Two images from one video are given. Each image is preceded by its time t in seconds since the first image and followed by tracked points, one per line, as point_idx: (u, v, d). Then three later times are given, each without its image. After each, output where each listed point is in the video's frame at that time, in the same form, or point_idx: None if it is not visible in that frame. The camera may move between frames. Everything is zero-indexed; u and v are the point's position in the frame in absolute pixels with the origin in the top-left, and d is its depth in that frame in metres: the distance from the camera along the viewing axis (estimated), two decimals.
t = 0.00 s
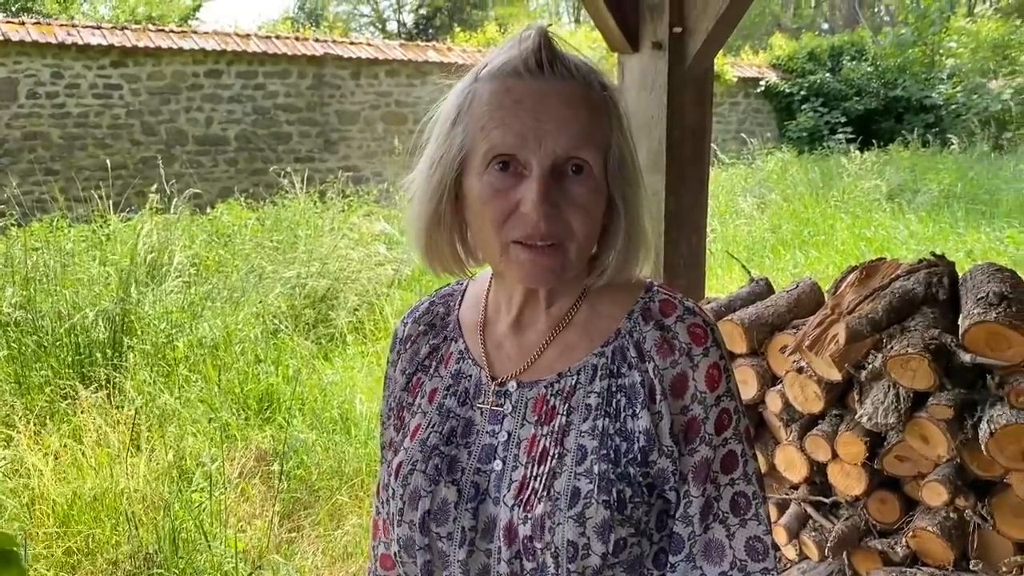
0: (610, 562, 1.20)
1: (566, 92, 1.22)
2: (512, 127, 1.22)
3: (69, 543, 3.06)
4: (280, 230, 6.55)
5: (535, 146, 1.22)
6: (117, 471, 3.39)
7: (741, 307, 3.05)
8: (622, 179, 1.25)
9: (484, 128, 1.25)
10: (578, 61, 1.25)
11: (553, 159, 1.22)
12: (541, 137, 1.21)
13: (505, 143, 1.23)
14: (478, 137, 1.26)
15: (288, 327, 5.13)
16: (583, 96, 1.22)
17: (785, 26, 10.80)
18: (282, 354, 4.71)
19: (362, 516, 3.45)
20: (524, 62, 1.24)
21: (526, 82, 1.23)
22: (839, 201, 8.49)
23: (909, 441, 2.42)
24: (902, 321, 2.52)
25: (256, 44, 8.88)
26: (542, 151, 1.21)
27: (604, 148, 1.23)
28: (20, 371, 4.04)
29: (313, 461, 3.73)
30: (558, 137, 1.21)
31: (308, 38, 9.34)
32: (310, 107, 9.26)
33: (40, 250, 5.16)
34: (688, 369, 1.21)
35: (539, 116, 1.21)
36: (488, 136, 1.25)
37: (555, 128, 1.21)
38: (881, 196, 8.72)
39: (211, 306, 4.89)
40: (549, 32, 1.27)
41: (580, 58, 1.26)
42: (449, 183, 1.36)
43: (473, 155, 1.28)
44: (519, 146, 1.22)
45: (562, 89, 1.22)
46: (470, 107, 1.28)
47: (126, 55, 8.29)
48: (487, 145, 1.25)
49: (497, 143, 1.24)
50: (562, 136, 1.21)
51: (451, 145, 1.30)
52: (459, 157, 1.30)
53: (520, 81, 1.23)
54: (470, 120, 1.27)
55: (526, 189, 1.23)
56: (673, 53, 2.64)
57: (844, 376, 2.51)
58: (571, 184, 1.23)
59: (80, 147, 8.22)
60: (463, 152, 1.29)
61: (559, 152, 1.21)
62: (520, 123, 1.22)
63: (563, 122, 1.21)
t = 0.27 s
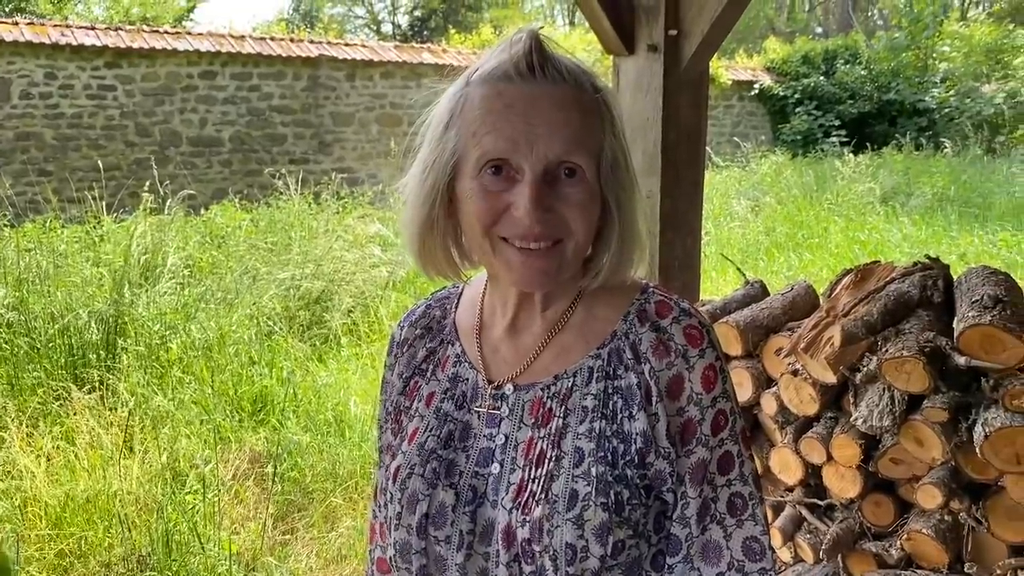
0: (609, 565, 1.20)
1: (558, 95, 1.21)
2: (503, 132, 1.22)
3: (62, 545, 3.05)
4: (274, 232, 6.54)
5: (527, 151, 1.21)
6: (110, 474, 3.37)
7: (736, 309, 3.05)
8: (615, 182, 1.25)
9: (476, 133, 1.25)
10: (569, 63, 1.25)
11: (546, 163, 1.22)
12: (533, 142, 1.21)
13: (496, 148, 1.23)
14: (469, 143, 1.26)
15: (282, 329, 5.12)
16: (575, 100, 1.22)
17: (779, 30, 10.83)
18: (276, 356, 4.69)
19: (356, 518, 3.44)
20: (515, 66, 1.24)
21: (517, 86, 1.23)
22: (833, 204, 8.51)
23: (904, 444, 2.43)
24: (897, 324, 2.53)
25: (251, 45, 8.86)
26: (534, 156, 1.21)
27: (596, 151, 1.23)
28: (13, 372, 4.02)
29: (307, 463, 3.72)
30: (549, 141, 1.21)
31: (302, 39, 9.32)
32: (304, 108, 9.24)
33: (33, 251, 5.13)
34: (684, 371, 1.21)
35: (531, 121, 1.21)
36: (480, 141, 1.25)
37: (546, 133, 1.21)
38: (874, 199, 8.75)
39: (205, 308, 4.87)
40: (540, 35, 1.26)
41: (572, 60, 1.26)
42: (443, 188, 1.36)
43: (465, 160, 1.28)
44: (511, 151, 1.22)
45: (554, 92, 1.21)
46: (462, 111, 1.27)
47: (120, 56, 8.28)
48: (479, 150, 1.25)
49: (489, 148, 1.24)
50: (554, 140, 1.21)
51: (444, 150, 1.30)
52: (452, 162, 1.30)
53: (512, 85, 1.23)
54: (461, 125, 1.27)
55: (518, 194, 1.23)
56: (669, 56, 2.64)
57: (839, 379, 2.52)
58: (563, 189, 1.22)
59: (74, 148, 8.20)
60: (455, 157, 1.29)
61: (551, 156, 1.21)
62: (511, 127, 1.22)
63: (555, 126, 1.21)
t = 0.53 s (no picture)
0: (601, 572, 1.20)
1: (548, 101, 1.21)
2: (493, 139, 1.22)
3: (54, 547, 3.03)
4: (269, 233, 6.52)
5: (516, 158, 1.21)
6: (102, 476, 3.36)
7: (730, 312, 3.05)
8: (605, 188, 1.24)
9: (466, 139, 1.25)
10: (560, 68, 1.24)
11: (536, 170, 1.21)
12: (523, 150, 1.21)
13: (485, 155, 1.23)
14: (459, 148, 1.26)
15: (276, 330, 5.11)
16: (565, 106, 1.21)
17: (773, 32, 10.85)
18: (269, 358, 4.68)
19: (349, 520, 3.43)
20: (505, 71, 1.23)
21: (507, 91, 1.22)
22: (827, 206, 8.53)
23: (898, 448, 2.43)
24: (892, 327, 2.53)
25: (245, 46, 8.85)
26: (524, 162, 1.21)
27: (587, 157, 1.22)
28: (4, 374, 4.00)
29: (300, 465, 3.71)
30: (539, 148, 1.20)
31: (297, 40, 9.31)
32: (299, 109, 9.22)
33: (25, 252, 5.11)
34: (677, 377, 1.20)
35: (520, 128, 1.20)
36: (470, 148, 1.24)
37: (535, 141, 1.20)
38: (868, 201, 8.76)
39: (198, 310, 4.86)
40: (530, 39, 1.25)
41: (562, 65, 1.25)
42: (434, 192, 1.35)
43: (456, 166, 1.27)
44: (500, 158, 1.22)
45: (544, 97, 1.21)
46: (452, 116, 1.27)
47: (114, 56, 8.25)
48: (470, 157, 1.25)
49: (478, 155, 1.23)
50: (544, 147, 1.20)
51: (433, 156, 1.30)
52: (442, 168, 1.30)
53: (501, 90, 1.22)
54: (451, 131, 1.27)
55: (509, 201, 1.22)
56: (663, 59, 2.64)
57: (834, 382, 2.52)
58: (553, 196, 1.22)
59: (68, 148, 8.18)
60: (446, 162, 1.29)
61: (541, 163, 1.21)
62: (500, 134, 1.21)
63: (544, 133, 1.20)
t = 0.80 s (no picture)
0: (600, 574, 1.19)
1: (545, 100, 1.20)
2: (490, 139, 1.21)
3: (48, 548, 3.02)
4: (265, 233, 6.51)
5: (513, 158, 1.21)
6: (97, 477, 3.34)
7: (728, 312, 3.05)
8: (602, 188, 1.24)
9: (463, 140, 1.24)
10: (557, 67, 1.23)
11: (533, 170, 1.21)
12: (520, 150, 1.20)
13: (481, 155, 1.22)
14: (455, 149, 1.25)
15: (272, 331, 5.09)
16: (561, 106, 1.20)
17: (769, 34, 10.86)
18: (265, 359, 4.67)
19: (345, 521, 3.42)
20: (501, 70, 1.23)
21: (503, 91, 1.21)
22: (823, 208, 8.54)
23: (896, 449, 2.43)
24: (889, 328, 2.52)
25: (242, 46, 8.83)
26: (521, 163, 1.20)
27: (584, 157, 1.22)
28: None
29: (296, 465, 3.70)
30: (537, 148, 1.20)
31: (294, 40, 9.30)
32: (295, 109, 9.20)
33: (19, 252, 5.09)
34: (676, 377, 1.20)
35: (516, 128, 1.20)
36: (466, 148, 1.24)
37: (532, 141, 1.20)
38: (865, 203, 8.77)
39: (194, 310, 4.84)
40: (526, 38, 1.25)
41: (558, 64, 1.24)
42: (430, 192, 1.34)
43: (452, 166, 1.26)
44: (497, 158, 1.21)
45: (540, 97, 1.20)
46: (448, 116, 1.26)
47: (110, 56, 8.24)
48: (466, 157, 1.24)
49: (475, 154, 1.23)
50: (540, 147, 1.20)
51: (430, 156, 1.29)
52: (438, 167, 1.29)
53: (497, 90, 1.22)
54: (447, 130, 1.26)
55: (506, 202, 1.22)
56: (661, 59, 2.63)
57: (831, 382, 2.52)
58: (550, 196, 1.21)
59: (64, 148, 8.16)
60: (442, 162, 1.28)
61: (538, 163, 1.20)
62: (497, 134, 1.21)
63: (541, 133, 1.19)
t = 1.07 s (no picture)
0: None
1: (542, 103, 1.20)
2: (487, 142, 1.21)
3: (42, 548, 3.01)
4: (262, 234, 6.50)
5: (510, 162, 1.20)
6: (93, 477, 3.33)
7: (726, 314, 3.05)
8: (599, 190, 1.24)
9: (459, 144, 1.24)
10: (554, 69, 1.23)
11: (530, 173, 1.21)
12: (516, 154, 1.20)
13: (478, 159, 1.22)
14: (451, 152, 1.25)
15: (268, 332, 5.09)
16: (557, 109, 1.20)
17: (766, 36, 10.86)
18: (262, 359, 4.66)
19: (341, 522, 3.42)
20: (497, 74, 1.23)
21: (500, 94, 1.21)
22: (820, 209, 8.55)
23: (892, 452, 2.43)
24: (887, 330, 2.52)
25: (239, 46, 8.83)
26: (518, 167, 1.20)
27: (582, 160, 1.22)
28: None
29: (292, 466, 3.69)
30: (534, 152, 1.20)
31: (291, 40, 9.29)
32: (293, 109, 9.20)
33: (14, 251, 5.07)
34: (674, 381, 1.20)
35: (513, 131, 1.20)
36: (464, 152, 1.23)
37: (529, 144, 1.20)
38: (861, 205, 8.79)
39: (191, 310, 4.84)
40: (522, 41, 1.25)
41: (555, 66, 1.24)
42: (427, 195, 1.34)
43: (449, 170, 1.26)
44: (494, 162, 1.21)
45: (537, 100, 1.20)
46: (445, 119, 1.26)
47: (107, 56, 8.23)
48: (463, 161, 1.24)
49: (472, 158, 1.22)
50: (538, 151, 1.20)
51: (426, 159, 1.29)
52: (435, 171, 1.29)
53: (494, 93, 1.22)
54: (443, 134, 1.26)
55: (503, 205, 1.22)
56: (659, 61, 2.64)
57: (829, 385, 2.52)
58: (547, 199, 1.21)
59: (60, 147, 8.16)
60: (439, 166, 1.28)
61: (535, 167, 1.20)
62: (494, 138, 1.21)
63: (538, 136, 1.19)
